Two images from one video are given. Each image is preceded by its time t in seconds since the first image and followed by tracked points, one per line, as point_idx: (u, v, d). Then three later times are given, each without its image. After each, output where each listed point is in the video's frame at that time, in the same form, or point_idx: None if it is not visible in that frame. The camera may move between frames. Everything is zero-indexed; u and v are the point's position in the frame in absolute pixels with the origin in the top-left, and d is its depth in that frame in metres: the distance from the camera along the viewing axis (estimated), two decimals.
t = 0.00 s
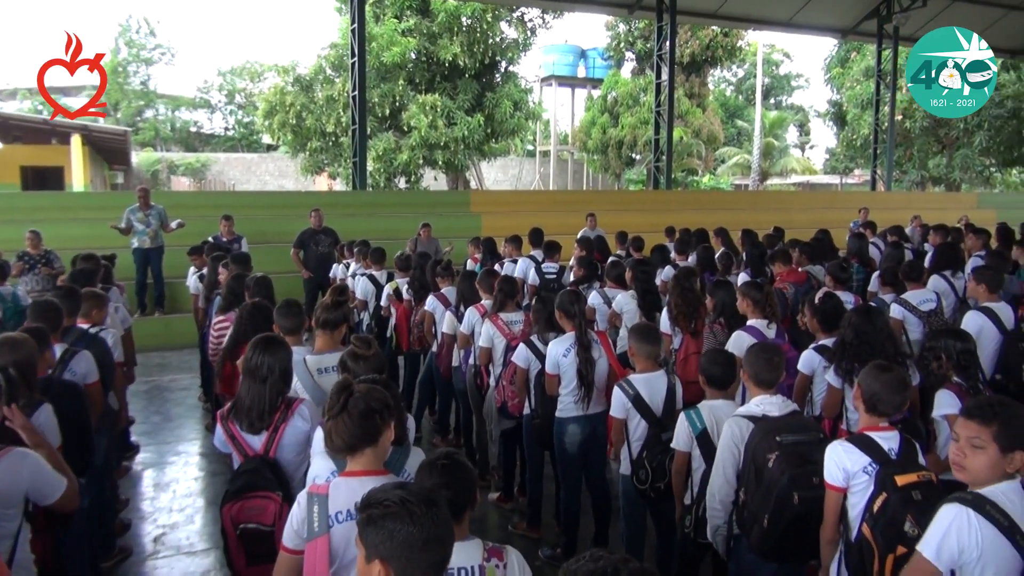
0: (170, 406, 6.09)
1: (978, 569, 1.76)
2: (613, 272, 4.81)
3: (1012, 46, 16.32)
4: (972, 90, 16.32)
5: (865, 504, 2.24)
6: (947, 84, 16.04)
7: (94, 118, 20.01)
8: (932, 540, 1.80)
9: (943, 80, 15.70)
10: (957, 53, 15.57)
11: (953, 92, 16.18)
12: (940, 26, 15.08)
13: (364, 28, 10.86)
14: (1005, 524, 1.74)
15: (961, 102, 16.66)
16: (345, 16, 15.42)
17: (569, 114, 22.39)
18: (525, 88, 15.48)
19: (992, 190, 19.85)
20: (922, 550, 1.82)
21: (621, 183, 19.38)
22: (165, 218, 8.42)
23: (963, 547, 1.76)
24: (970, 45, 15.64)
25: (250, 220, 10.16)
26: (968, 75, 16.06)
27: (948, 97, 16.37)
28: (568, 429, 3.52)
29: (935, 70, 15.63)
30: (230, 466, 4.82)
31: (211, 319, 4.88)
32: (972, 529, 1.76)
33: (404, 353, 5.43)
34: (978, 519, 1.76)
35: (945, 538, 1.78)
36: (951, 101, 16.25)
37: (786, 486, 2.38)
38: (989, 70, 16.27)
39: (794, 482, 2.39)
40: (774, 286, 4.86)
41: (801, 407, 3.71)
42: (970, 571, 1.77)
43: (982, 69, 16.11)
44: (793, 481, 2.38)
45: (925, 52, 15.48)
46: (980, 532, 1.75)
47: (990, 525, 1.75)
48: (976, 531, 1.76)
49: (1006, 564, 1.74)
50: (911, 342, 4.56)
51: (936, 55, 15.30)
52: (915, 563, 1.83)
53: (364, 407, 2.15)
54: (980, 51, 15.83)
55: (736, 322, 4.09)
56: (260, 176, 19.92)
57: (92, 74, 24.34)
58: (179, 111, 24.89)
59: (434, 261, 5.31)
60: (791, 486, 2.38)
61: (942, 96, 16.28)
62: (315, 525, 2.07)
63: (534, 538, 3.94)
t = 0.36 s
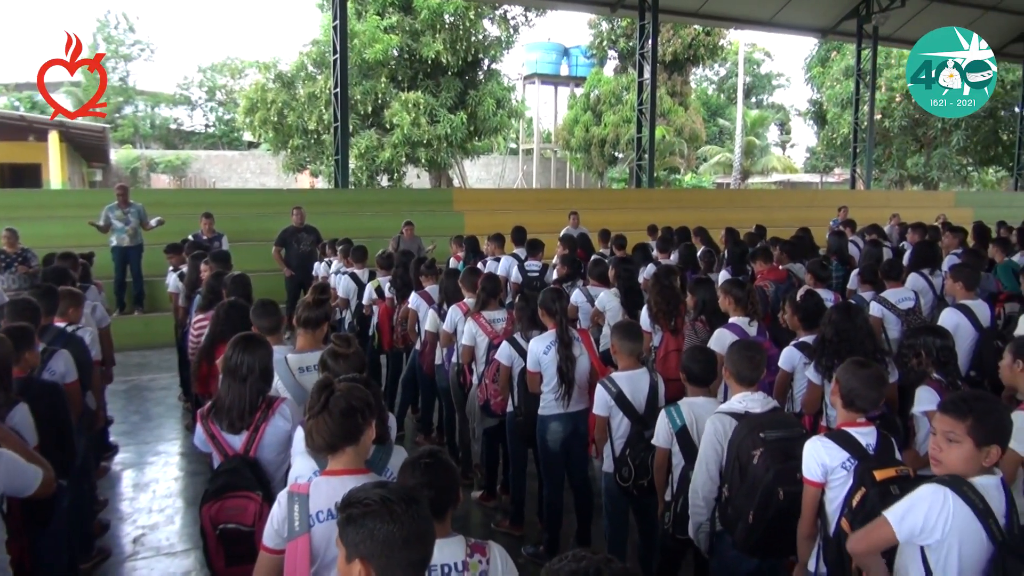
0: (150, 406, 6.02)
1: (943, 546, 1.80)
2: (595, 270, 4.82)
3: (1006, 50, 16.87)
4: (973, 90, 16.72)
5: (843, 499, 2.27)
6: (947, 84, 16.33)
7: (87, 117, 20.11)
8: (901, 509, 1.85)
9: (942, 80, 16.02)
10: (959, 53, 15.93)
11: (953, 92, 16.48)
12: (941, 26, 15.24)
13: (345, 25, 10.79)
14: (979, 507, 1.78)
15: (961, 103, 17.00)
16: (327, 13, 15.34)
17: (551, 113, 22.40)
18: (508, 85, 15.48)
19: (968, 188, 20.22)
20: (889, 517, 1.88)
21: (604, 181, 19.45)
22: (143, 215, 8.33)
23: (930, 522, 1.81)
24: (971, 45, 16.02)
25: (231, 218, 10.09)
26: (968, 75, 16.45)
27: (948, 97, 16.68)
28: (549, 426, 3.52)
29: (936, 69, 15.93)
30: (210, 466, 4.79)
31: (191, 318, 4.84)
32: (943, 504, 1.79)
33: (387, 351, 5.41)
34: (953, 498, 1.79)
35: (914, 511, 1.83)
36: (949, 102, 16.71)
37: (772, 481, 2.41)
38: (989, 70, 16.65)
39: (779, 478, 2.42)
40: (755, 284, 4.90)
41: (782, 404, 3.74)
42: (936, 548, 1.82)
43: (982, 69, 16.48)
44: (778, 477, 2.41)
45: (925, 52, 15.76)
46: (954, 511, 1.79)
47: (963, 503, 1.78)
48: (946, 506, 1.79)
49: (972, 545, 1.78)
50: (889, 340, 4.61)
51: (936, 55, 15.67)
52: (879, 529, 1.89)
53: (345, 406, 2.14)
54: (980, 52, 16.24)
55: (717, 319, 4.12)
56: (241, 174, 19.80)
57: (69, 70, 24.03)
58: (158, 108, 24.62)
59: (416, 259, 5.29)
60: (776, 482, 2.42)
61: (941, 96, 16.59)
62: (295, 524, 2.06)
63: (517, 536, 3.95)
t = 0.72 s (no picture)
0: (129, 407, 5.96)
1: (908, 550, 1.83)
2: (577, 269, 4.81)
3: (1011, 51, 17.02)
4: (973, 90, 16.98)
5: (816, 494, 2.29)
6: (947, 84, 16.49)
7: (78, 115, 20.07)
8: (862, 506, 1.85)
9: (943, 79, 16.11)
10: (960, 53, 16.18)
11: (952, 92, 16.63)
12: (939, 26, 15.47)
13: (327, 23, 10.73)
14: (947, 512, 1.80)
15: (961, 103, 17.24)
16: (308, 10, 15.24)
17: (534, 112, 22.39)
18: (491, 84, 15.46)
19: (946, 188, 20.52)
20: (849, 508, 1.87)
21: (586, 180, 19.50)
22: (122, 214, 8.24)
23: (897, 523, 1.82)
24: (971, 45, 16.31)
25: (211, 217, 9.99)
26: (968, 75, 16.69)
27: (948, 97, 16.83)
28: (531, 425, 3.53)
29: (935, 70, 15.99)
30: (190, 467, 4.75)
31: (171, 318, 4.79)
32: (911, 513, 1.82)
33: (369, 351, 5.38)
34: (921, 506, 1.82)
35: (880, 511, 1.83)
36: (950, 102, 16.82)
37: (754, 478, 2.44)
38: (990, 70, 16.86)
39: (760, 475, 2.44)
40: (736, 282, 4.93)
41: (763, 401, 3.77)
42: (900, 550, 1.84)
43: (982, 69, 16.71)
44: (759, 473, 2.43)
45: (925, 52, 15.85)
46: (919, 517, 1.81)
47: (930, 511, 1.81)
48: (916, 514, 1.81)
49: (938, 549, 1.82)
50: (869, 336, 4.65)
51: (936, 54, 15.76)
52: (841, 520, 1.86)
53: (326, 406, 2.13)
54: (981, 52, 16.54)
55: (698, 317, 4.13)
56: (221, 173, 19.65)
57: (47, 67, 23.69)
58: (137, 106, 24.34)
59: (399, 258, 5.27)
60: (758, 478, 2.44)
61: (941, 96, 16.63)
62: (276, 525, 2.05)
63: (500, 535, 3.95)
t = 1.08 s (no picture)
0: (107, 409, 5.89)
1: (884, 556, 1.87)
2: (558, 269, 4.82)
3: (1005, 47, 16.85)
4: (972, 90, 16.69)
5: (789, 490, 2.32)
6: (947, 84, 16.41)
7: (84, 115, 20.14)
8: (837, 517, 1.88)
9: (942, 79, 16.07)
10: (957, 53, 16.17)
11: (953, 92, 16.49)
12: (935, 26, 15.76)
13: (307, 21, 10.67)
14: (916, 513, 1.83)
15: (961, 103, 16.98)
16: (288, 9, 15.16)
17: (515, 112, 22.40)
18: (472, 84, 15.45)
19: (922, 188, 20.75)
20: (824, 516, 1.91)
21: (568, 180, 19.56)
22: (100, 214, 8.14)
23: (872, 535, 1.85)
24: (971, 45, 16.19)
25: (190, 217, 9.90)
26: (968, 76, 16.52)
27: (947, 97, 16.65)
28: (511, 424, 3.54)
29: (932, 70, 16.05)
30: (169, 469, 4.72)
31: (148, 319, 4.74)
32: (885, 521, 1.84)
33: (349, 351, 5.36)
34: (893, 511, 1.83)
35: (855, 523, 1.86)
36: (949, 103, 16.61)
37: (731, 476, 2.46)
38: (989, 70, 16.64)
39: (737, 472, 2.46)
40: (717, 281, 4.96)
41: (743, 399, 3.80)
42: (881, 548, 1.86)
43: (981, 69, 16.49)
44: (737, 470, 2.46)
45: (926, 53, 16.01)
46: (892, 522, 1.84)
47: (901, 515, 1.83)
48: (889, 522, 1.84)
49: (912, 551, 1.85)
50: (847, 334, 4.71)
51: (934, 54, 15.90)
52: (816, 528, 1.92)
53: (306, 406, 2.12)
54: (980, 52, 16.27)
55: (678, 316, 4.15)
56: (200, 172, 19.51)
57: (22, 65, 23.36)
58: (114, 105, 24.05)
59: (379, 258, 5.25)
60: (734, 476, 2.46)
61: (941, 96, 16.50)
62: (256, 526, 2.04)
63: (482, 534, 3.95)
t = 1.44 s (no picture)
0: (84, 410, 5.83)
1: (860, 553, 1.89)
2: (538, 268, 4.82)
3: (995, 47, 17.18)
4: (973, 90, 17.11)
5: (763, 488, 2.34)
6: (947, 84, 16.87)
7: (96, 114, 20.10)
8: (812, 515, 1.90)
9: (942, 79, 16.51)
10: (958, 54, 16.37)
11: (952, 92, 16.91)
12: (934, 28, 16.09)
13: (287, 19, 10.59)
14: (890, 510, 1.85)
15: (961, 103, 17.34)
16: (268, 6, 15.05)
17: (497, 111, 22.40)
18: (454, 83, 15.43)
19: (899, 187, 21.00)
20: (799, 514, 1.92)
21: (550, 179, 19.60)
22: (76, 213, 8.04)
23: (847, 532, 1.88)
24: (971, 45, 16.32)
25: (168, 216, 9.81)
26: (968, 76, 16.93)
27: (947, 97, 17.08)
28: (491, 423, 3.54)
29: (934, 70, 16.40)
30: (147, 470, 4.67)
31: (126, 318, 4.69)
32: (860, 519, 1.86)
33: (329, 351, 5.34)
34: (867, 509, 1.86)
35: (830, 521, 1.88)
36: (948, 102, 17.07)
37: (706, 473, 2.49)
38: (989, 70, 17.12)
39: (712, 470, 2.49)
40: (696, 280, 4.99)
41: (724, 397, 3.83)
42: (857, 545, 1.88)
43: (982, 69, 16.95)
44: (712, 468, 2.49)
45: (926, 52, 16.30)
46: (867, 519, 1.86)
47: (876, 512, 1.85)
48: (864, 520, 1.86)
49: (887, 549, 1.87)
50: (826, 332, 4.76)
51: (935, 55, 16.20)
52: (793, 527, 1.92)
53: (285, 405, 2.11)
54: (980, 52, 16.51)
55: (659, 315, 4.18)
56: (178, 171, 19.36)
57: None
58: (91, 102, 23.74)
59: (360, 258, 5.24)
60: (710, 473, 2.49)
61: (942, 96, 16.97)
62: (235, 526, 2.03)
63: (463, 533, 3.95)
